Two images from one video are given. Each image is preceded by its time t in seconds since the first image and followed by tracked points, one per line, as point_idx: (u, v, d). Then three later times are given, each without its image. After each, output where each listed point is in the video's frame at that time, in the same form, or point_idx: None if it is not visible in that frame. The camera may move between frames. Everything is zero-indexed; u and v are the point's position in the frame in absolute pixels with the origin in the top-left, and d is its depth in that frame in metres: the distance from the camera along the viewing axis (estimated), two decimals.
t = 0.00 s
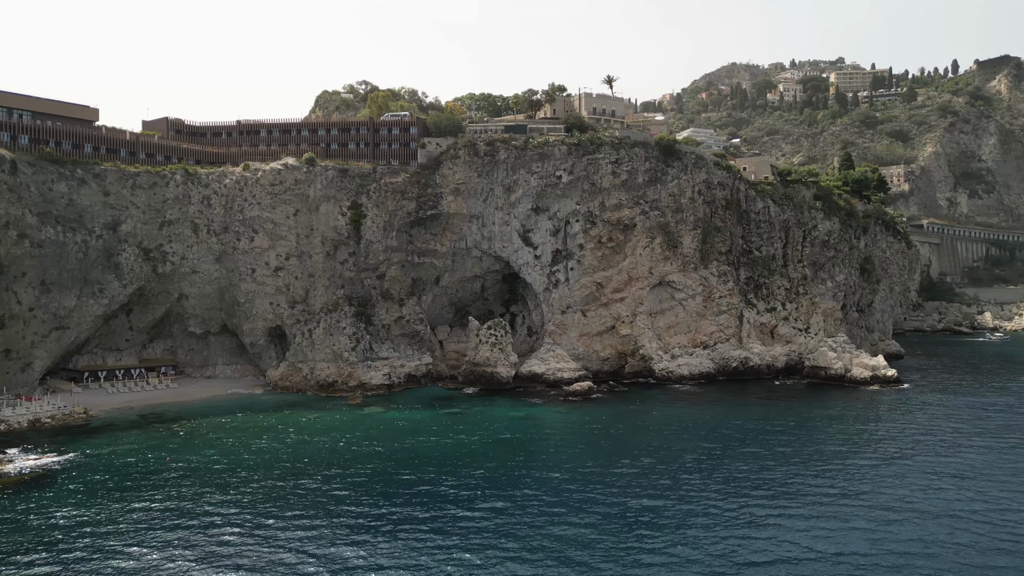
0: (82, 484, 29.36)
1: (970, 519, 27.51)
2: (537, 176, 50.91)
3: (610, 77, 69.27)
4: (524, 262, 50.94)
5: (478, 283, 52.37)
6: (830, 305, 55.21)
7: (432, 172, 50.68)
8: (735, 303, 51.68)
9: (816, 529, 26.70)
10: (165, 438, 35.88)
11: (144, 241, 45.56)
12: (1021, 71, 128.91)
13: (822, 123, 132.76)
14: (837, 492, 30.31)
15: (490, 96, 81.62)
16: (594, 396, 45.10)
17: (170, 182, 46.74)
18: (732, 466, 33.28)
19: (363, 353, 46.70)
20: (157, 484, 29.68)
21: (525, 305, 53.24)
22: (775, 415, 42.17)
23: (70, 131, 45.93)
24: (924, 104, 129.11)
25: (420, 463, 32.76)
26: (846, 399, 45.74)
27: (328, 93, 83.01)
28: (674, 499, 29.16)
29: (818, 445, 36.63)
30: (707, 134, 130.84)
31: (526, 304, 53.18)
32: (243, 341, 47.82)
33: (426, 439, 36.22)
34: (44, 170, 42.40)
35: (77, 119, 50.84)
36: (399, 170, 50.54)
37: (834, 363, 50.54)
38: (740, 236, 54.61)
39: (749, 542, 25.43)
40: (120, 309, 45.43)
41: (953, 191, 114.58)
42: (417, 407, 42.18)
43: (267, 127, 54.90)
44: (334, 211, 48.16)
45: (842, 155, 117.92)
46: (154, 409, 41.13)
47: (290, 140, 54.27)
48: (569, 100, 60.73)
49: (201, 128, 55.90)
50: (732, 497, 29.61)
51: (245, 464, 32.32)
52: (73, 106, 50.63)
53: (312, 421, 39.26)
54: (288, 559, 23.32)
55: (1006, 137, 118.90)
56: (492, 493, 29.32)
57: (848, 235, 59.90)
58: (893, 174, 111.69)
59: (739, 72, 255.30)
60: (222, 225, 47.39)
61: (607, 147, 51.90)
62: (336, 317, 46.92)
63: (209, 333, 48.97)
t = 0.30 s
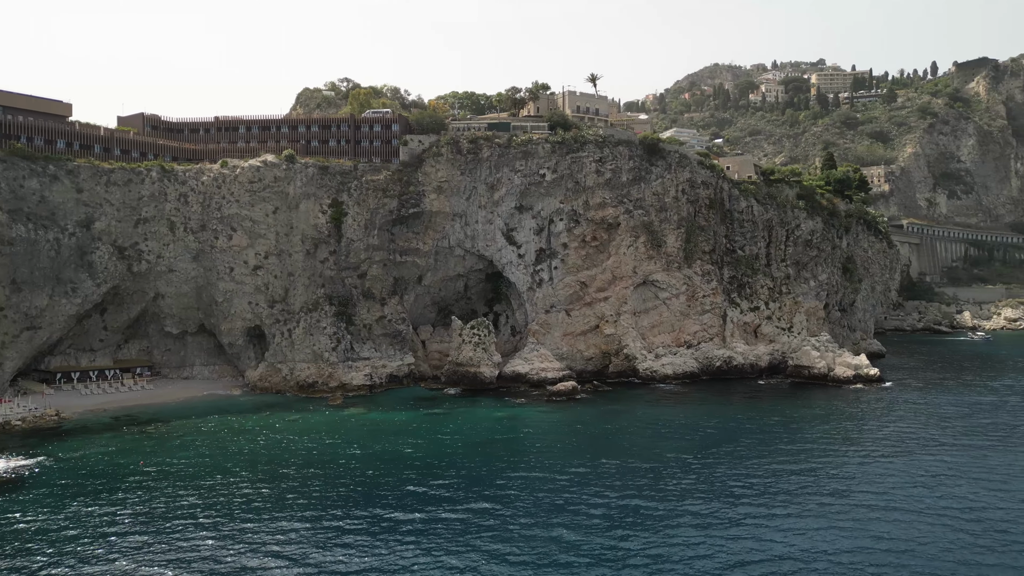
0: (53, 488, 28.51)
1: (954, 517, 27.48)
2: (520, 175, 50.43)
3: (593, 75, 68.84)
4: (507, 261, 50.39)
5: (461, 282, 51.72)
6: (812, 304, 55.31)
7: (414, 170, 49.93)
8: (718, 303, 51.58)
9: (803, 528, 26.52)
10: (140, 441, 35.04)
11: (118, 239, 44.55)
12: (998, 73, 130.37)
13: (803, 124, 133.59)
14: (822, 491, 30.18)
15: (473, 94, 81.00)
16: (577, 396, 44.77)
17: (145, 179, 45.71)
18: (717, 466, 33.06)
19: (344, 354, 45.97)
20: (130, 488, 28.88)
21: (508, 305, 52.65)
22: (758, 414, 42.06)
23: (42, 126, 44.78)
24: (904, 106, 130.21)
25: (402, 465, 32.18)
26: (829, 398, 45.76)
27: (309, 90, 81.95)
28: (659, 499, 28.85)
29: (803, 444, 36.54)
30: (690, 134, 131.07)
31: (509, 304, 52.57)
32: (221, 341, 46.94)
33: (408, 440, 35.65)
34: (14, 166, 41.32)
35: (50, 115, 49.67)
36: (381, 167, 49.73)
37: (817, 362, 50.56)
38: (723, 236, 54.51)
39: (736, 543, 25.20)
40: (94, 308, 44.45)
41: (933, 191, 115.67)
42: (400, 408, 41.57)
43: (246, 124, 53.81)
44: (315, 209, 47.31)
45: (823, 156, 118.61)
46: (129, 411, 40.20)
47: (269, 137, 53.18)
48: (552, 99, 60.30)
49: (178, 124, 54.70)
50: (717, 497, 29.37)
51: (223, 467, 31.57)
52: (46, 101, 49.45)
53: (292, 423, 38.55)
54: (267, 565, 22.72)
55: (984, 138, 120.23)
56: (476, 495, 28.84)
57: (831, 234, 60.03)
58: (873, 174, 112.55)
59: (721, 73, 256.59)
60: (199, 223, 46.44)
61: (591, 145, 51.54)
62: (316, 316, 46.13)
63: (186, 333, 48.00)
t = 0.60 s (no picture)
0: (21, 493, 27.66)
1: (941, 515, 27.40)
2: (503, 173, 49.92)
3: (577, 74, 68.42)
4: (490, 261, 49.84)
5: (443, 281, 51.07)
6: (795, 303, 55.37)
7: (396, 168, 49.16)
8: (701, 302, 51.48)
9: (788, 528, 26.36)
10: (114, 443, 34.20)
11: (91, 237, 43.60)
12: (976, 75, 131.77)
13: (785, 125, 134.34)
14: (807, 490, 30.04)
15: (456, 92, 80.40)
16: (561, 396, 44.41)
17: (119, 175, 44.70)
18: (703, 466, 32.80)
19: (324, 354, 45.25)
20: (103, 492, 28.09)
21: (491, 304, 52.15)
22: (742, 414, 41.95)
23: (12, 121, 43.67)
24: (884, 107, 131.28)
25: (383, 467, 31.57)
26: (812, 398, 45.78)
27: (290, 87, 80.91)
28: (645, 499, 28.51)
29: (787, 443, 36.43)
30: (673, 134, 131.31)
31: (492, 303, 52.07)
32: (198, 341, 46.02)
33: (389, 441, 35.06)
34: None
35: (22, 110, 48.58)
36: (362, 165, 48.92)
37: (800, 362, 50.59)
38: (706, 235, 54.40)
39: (721, 543, 24.97)
40: (66, 307, 43.56)
41: (912, 192, 116.73)
42: (381, 409, 40.95)
43: (224, 120, 52.79)
44: (294, 207, 46.50)
45: (805, 156, 119.30)
46: (102, 413, 39.28)
47: (248, 134, 52.23)
48: (536, 97, 59.88)
49: (154, 120, 53.59)
50: (703, 496, 29.10)
51: (199, 470, 30.81)
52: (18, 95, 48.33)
53: (270, 425, 37.82)
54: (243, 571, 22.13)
55: (962, 139, 121.47)
56: (459, 497, 28.35)
57: (814, 233, 60.15)
58: (854, 175, 113.33)
59: (704, 74, 257.80)
60: (176, 220, 45.46)
61: (575, 144, 51.16)
62: (296, 316, 45.36)
63: (162, 333, 47.01)
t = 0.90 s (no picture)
0: None
1: (926, 514, 27.29)
2: (486, 171, 49.37)
3: (561, 72, 68.02)
4: (473, 260, 49.21)
5: (426, 280, 50.38)
6: (778, 303, 55.40)
7: (377, 165, 48.41)
8: (685, 301, 51.30)
9: (774, 526, 26.16)
10: (86, 446, 33.35)
11: (63, 235, 42.82)
12: (955, 76, 133.15)
13: (767, 125, 135.05)
14: (792, 489, 29.87)
15: (439, 91, 79.79)
16: (544, 397, 43.99)
17: (93, 172, 43.81)
18: (687, 465, 32.53)
19: (304, 355, 44.46)
20: (73, 497, 27.29)
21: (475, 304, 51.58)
22: (726, 413, 41.76)
23: None
24: (864, 108, 132.30)
25: (364, 469, 30.92)
26: (796, 397, 45.74)
27: (270, 84, 79.83)
28: (629, 499, 28.17)
29: (772, 442, 36.24)
30: (656, 134, 131.50)
31: (475, 302, 51.49)
32: (175, 342, 45.08)
33: (370, 443, 34.38)
34: None
35: None
36: (343, 162, 48.14)
37: (784, 361, 50.58)
38: (690, 234, 54.21)
39: (707, 543, 24.69)
40: (37, 307, 42.68)
41: (892, 192, 117.70)
42: (362, 411, 40.27)
43: (201, 116, 51.73)
44: (273, 204, 45.66)
45: (786, 157, 119.97)
46: (74, 415, 38.36)
47: (226, 131, 51.29)
48: (519, 94, 59.42)
49: (129, 116, 52.51)
50: (688, 496, 28.81)
51: (174, 473, 30.05)
52: None
53: (248, 427, 37.03)
54: None
55: (941, 140, 122.67)
56: (442, 499, 27.82)
57: (796, 233, 60.23)
58: (835, 175, 114.10)
59: (687, 75, 259.07)
60: (151, 218, 44.53)
61: (558, 142, 50.75)
62: (275, 316, 44.55)
63: (137, 334, 46.00)
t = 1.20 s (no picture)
0: None
1: (912, 513, 27.16)
2: (469, 169, 48.78)
3: (544, 69, 67.55)
4: (456, 258, 48.62)
5: (408, 279, 49.74)
6: (761, 302, 55.43)
7: (358, 162, 47.64)
8: (669, 301, 51.11)
9: (759, 526, 25.95)
10: (57, 449, 32.47)
11: (35, 233, 41.78)
12: (934, 78, 134.51)
13: (749, 126, 135.61)
14: (777, 488, 29.70)
15: (421, 88, 79.12)
16: (528, 397, 43.59)
17: (65, 168, 42.79)
18: (672, 465, 32.27)
19: (283, 355, 43.69)
20: (42, 501, 26.48)
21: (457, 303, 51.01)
22: (711, 412, 41.62)
23: None
24: (845, 109, 133.25)
25: (344, 471, 30.30)
26: (779, 396, 45.72)
27: (250, 81, 78.73)
28: (614, 500, 27.78)
29: (756, 441, 36.10)
30: (639, 133, 131.58)
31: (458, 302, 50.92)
32: (151, 342, 44.16)
33: (350, 445, 33.75)
34: None
35: None
36: (323, 159, 47.33)
37: (767, 360, 50.60)
38: (673, 233, 53.98)
39: (693, 543, 24.42)
40: (7, 306, 41.59)
41: (872, 192, 118.65)
42: (343, 412, 39.63)
43: (178, 112, 50.67)
44: (252, 202, 44.83)
45: (768, 157, 120.52)
46: (46, 417, 37.41)
47: (203, 127, 50.26)
48: (502, 92, 58.92)
49: (104, 111, 51.36)
50: (673, 496, 28.47)
51: (148, 477, 29.29)
52: None
53: (226, 428, 36.27)
54: None
55: (921, 141, 123.85)
56: (424, 500, 27.31)
57: (779, 232, 60.29)
58: (817, 175, 114.77)
59: (669, 74, 259.94)
60: (126, 215, 43.57)
61: (542, 140, 50.30)
62: (254, 315, 43.75)
63: (112, 334, 45.03)
